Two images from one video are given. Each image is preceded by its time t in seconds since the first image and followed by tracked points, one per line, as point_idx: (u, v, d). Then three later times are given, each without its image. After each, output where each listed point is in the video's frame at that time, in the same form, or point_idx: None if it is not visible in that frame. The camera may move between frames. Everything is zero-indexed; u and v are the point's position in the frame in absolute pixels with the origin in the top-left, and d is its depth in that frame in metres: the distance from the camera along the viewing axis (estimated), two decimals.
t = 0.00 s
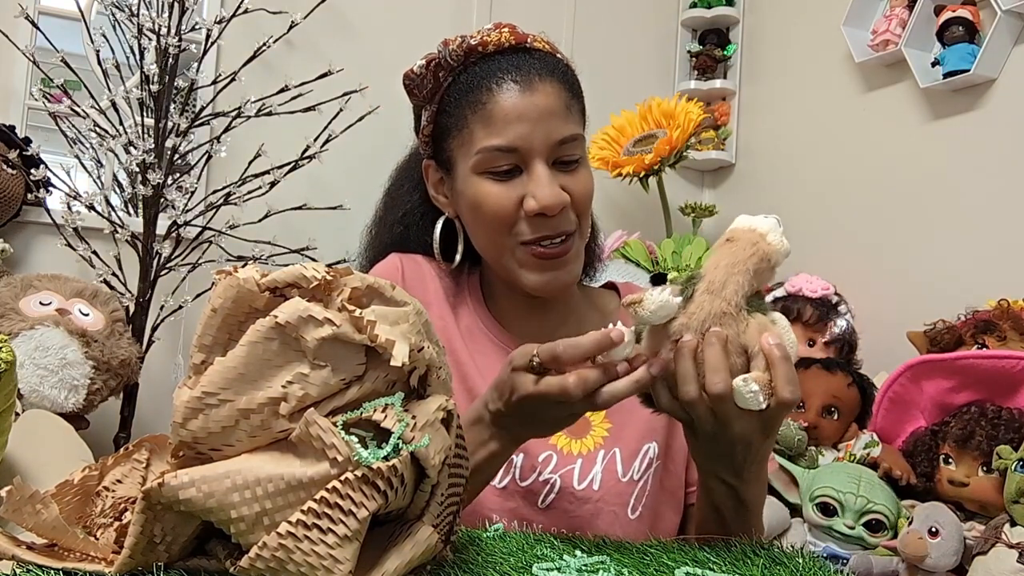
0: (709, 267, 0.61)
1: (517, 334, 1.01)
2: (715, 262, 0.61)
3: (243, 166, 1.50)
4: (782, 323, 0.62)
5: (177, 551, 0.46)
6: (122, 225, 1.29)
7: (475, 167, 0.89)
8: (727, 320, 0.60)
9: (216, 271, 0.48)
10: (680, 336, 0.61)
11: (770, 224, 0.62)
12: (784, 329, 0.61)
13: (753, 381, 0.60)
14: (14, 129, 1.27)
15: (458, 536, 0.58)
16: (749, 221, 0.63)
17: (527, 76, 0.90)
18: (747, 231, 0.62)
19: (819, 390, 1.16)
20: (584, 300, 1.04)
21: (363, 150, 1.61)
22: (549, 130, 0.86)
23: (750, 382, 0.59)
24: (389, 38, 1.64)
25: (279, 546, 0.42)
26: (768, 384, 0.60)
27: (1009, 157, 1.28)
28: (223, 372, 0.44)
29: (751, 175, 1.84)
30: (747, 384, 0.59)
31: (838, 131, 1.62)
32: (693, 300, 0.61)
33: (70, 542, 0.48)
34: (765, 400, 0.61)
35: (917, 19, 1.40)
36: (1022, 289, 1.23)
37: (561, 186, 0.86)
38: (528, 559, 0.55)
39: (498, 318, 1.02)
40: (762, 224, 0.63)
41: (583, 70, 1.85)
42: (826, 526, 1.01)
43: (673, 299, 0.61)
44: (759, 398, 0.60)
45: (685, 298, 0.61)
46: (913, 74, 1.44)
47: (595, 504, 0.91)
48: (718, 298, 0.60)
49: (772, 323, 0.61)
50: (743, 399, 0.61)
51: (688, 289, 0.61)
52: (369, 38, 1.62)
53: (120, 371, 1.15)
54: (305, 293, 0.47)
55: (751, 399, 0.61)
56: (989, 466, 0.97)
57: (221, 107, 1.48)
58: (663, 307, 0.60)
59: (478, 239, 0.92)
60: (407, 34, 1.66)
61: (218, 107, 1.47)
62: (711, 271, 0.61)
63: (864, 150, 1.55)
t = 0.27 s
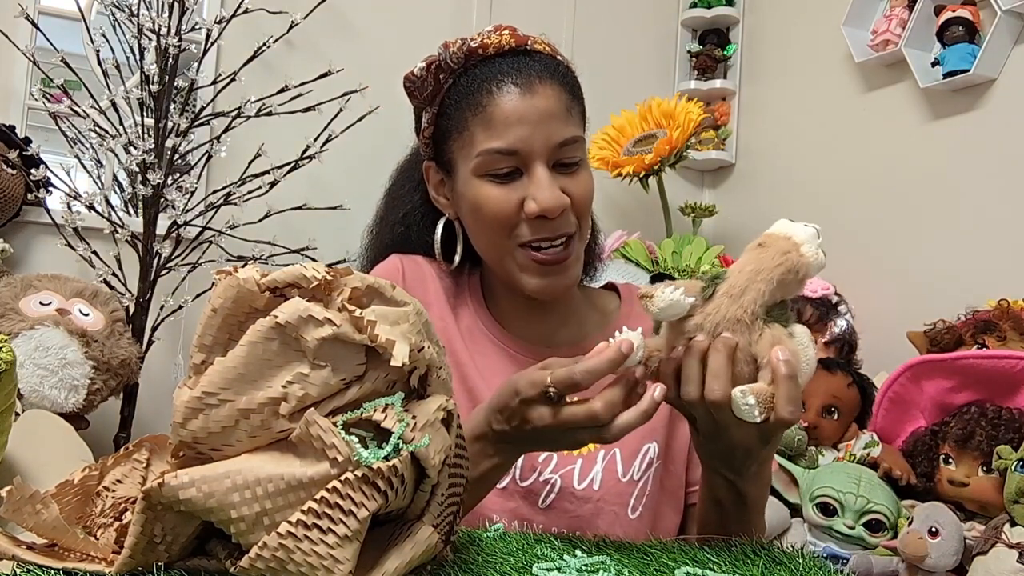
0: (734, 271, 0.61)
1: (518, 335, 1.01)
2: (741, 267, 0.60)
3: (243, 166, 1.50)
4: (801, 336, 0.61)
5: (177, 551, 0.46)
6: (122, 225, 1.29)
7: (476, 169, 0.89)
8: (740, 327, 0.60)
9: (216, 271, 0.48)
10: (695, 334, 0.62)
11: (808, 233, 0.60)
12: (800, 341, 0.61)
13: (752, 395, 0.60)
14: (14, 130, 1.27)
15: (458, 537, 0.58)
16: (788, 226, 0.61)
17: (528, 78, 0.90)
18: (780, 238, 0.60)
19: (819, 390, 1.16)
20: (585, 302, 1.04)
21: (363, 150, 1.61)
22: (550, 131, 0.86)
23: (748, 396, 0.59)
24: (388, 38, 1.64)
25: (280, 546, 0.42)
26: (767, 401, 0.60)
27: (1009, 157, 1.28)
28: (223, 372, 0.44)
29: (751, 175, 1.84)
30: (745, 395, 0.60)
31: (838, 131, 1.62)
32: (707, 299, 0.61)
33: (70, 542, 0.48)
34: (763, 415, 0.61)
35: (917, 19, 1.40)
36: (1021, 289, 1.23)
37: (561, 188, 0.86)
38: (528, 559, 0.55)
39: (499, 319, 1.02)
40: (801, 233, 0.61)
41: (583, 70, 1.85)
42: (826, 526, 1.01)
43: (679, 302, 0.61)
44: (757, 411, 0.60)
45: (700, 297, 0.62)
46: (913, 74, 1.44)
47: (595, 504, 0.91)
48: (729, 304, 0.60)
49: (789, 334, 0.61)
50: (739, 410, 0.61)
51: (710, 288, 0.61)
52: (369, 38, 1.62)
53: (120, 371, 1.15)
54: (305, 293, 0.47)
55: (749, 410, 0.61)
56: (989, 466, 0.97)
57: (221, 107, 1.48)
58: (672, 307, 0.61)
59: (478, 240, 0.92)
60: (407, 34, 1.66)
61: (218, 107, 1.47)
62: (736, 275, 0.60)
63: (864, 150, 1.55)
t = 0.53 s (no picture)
0: (744, 267, 0.60)
1: (518, 335, 1.01)
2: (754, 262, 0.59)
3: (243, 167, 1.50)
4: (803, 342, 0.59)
5: (177, 551, 0.46)
6: (122, 225, 1.29)
7: (479, 171, 0.88)
8: (737, 322, 0.59)
9: (217, 271, 0.48)
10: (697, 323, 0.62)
11: (829, 242, 0.57)
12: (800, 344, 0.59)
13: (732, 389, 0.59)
14: (14, 130, 1.27)
15: (458, 537, 0.58)
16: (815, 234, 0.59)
17: (530, 80, 0.90)
18: (797, 244, 0.58)
19: (819, 390, 1.16)
20: (586, 303, 1.04)
21: (363, 150, 1.61)
22: (553, 133, 0.86)
23: (728, 390, 0.59)
24: (388, 38, 1.64)
25: (280, 546, 0.42)
26: (751, 400, 0.60)
27: (1009, 157, 1.28)
28: (223, 372, 0.44)
29: (751, 175, 1.84)
30: (724, 390, 0.60)
31: (838, 131, 1.62)
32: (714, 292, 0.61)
33: (70, 542, 0.48)
34: (741, 412, 0.60)
35: (917, 19, 1.40)
36: (1022, 289, 1.23)
37: (564, 191, 0.85)
38: (528, 559, 0.55)
39: (499, 319, 1.02)
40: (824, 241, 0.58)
41: (583, 70, 1.85)
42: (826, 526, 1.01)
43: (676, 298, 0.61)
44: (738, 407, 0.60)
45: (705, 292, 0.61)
46: (913, 74, 1.44)
47: (595, 504, 0.91)
48: (732, 297, 0.59)
49: (788, 339, 0.59)
50: (720, 403, 0.61)
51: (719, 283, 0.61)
52: (369, 37, 1.62)
53: (120, 371, 1.15)
54: (305, 293, 0.47)
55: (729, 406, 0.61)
56: (989, 466, 0.97)
57: (221, 107, 1.48)
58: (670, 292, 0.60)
59: (480, 242, 0.92)
60: (407, 34, 1.66)
61: (218, 107, 1.47)
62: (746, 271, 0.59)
63: (864, 150, 1.55)
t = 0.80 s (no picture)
0: (738, 259, 0.60)
1: (517, 336, 1.01)
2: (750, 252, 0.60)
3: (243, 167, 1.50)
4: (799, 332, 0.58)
5: (177, 551, 0.46)
6: (122, 225, 1.29)
7: (482, 171, 0.88)
8: (730, 311, 0.59)
9: (217, 271, 0.48)
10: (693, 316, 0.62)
11: (819, 233, 0.57)
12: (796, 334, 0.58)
13: (722, 374, 0.59)
14: (14, 129, 1.27)
15: (458, 537, 0.58)
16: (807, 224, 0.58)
17: (533, 80, 0.90)
18: (787, 235, 0.57)
19: (819, 390, 1.16)
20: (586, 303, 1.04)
21: (362, 150, 1.61)
22: (555, 133, 0.86)
23: (718, 375, 0.59)
24: (388, 38, 1.64)
25: (280, 546, 0.42)
26: (742, 385, 0.60)
27: (1009, 157, 1.28)
28: (223, 372, 0.44)
29: (751, 175, 1.84)
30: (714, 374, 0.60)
31: (838, 131, 1.62)
32: (709, 285, 0.62)
33: (70, 542, 0.48)
34: (733, 396, 0.61)
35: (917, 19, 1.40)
36: (1021, 289, 1.23)
37: (567, 192, 0.85)
38: (528, 559, 0.55)
39: (498, 319, 1.02)
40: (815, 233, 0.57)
41: (583, 70, 1.85)
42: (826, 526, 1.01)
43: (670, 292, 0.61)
44: (730, 391, 0.60)
45: (701, 286, 0.62)
46: (913, 74, 1.44)
47: (595, 505, 0.91)
48: (724, 287, 0.60)
49: (781, 328, 0.58)
50: (712, 388, 0.61)
51: (714, 276, 0.62)
52: (369, 37, 1.62)
53: (120, 371, 1.15)
54: (305, 293, 0.47)
55: (722, 392, 0.61)
56: (989, 466, 0.97)
57: (221, 107, 1.48)
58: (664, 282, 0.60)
59: (482, 242, 0.92)
60: (407, 34, 1.66)
61: (218, 108, 1.47)
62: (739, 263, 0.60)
63: (865, 150, 1.55)
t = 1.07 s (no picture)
0: (734, 258, 0.60)
1: (517, 336, 1.01)
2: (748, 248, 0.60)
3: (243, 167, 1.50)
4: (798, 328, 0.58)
5: (177, 551, 0.46)
6: (122, 225, 1.29)
7: (484, 169, 0.88)
8: (730, 311, 0.59)
9: (217, 271, 0.48)
10: (691, 317, 0.61)
11: (814, 225, 0.57)
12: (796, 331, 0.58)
13: (728, 376, 0.59)
14: (14, 129, 1.27)
15: (458, 537, 0.58)
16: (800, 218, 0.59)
17: (537, 78, 0.90)
18: (783, 229, 0.58)
19: (819, 390, 1.16)
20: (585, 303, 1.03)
21: (362, 150, 1.61)
22: (559, 132, 0.86)
23: (723, 377, 0.59)
24: (388, 39, 1.64)
25: (280, 546, 0.42)
26: (748, 386, 0.60)
27: (1009, 158, 1.28)
28: (223, 372, 0.44)
29: (751, 175, 1.84)
30: (720, 377, 0.60)
31: (838, 131, 1.62)
32: (705, 285, 0.61)
33: (70, 542, 0.48)
34: (740, 398, 0.61)
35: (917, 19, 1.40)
36: (1021, 289, 1.23)
37: (569, 190, 0.85)
38: (528, 559, 0.55)
39: (498, 319, 1.02)
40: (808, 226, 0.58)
41: (583, 70, 1.85)
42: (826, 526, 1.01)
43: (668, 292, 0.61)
44: (737, 393, 0.60)
45: (698, 285, 0.61)
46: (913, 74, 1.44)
47: (594, 504, 0.91)
48: (722, 287, 0.59)
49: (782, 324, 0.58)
50: (718, 391, 0.61)
51: (711, 274, 0.62)
52: (369, 38, 1.62)
53: (120, 371, 1.15)
54: (305, 293, 0.47)
55: (729, 393, 0.61)
56: (989, 466, 0.97)
57: (221, 107, 1.48)
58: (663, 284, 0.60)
59: (483, 240, 0.92)
60: (407, 35, 1.66)
61: (218, 107, 1.47)
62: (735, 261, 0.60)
63: (865, 150, 1.55)
